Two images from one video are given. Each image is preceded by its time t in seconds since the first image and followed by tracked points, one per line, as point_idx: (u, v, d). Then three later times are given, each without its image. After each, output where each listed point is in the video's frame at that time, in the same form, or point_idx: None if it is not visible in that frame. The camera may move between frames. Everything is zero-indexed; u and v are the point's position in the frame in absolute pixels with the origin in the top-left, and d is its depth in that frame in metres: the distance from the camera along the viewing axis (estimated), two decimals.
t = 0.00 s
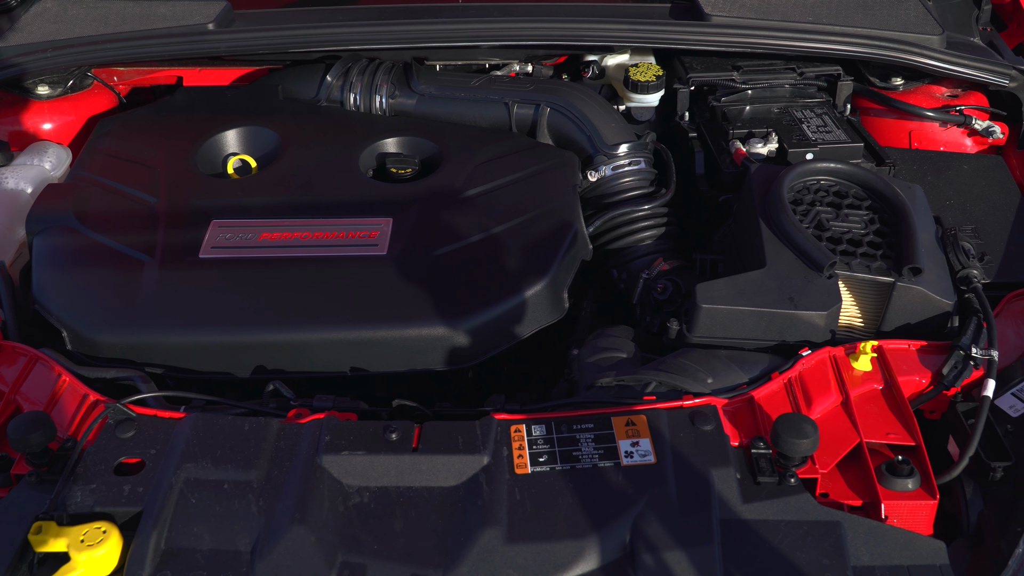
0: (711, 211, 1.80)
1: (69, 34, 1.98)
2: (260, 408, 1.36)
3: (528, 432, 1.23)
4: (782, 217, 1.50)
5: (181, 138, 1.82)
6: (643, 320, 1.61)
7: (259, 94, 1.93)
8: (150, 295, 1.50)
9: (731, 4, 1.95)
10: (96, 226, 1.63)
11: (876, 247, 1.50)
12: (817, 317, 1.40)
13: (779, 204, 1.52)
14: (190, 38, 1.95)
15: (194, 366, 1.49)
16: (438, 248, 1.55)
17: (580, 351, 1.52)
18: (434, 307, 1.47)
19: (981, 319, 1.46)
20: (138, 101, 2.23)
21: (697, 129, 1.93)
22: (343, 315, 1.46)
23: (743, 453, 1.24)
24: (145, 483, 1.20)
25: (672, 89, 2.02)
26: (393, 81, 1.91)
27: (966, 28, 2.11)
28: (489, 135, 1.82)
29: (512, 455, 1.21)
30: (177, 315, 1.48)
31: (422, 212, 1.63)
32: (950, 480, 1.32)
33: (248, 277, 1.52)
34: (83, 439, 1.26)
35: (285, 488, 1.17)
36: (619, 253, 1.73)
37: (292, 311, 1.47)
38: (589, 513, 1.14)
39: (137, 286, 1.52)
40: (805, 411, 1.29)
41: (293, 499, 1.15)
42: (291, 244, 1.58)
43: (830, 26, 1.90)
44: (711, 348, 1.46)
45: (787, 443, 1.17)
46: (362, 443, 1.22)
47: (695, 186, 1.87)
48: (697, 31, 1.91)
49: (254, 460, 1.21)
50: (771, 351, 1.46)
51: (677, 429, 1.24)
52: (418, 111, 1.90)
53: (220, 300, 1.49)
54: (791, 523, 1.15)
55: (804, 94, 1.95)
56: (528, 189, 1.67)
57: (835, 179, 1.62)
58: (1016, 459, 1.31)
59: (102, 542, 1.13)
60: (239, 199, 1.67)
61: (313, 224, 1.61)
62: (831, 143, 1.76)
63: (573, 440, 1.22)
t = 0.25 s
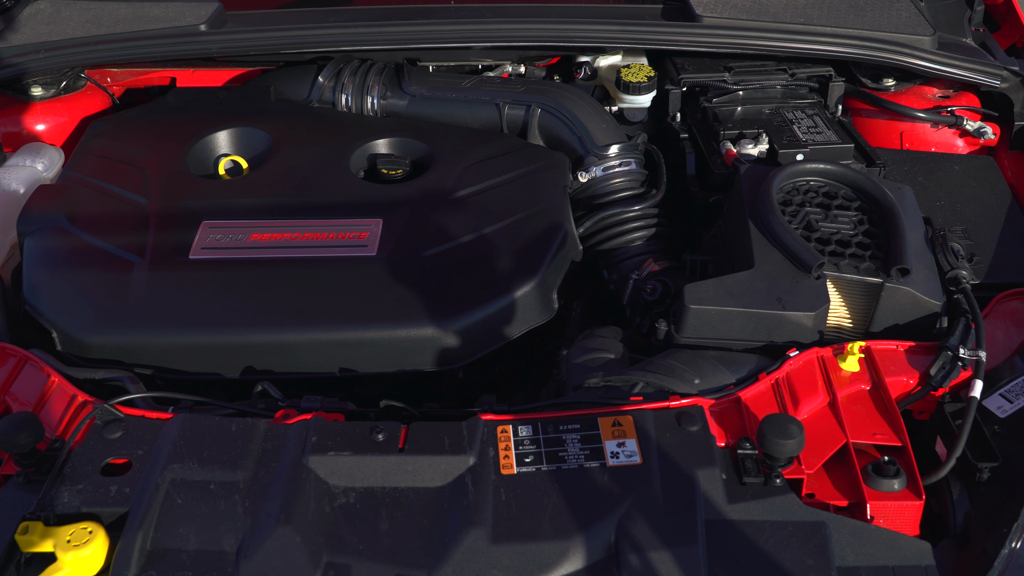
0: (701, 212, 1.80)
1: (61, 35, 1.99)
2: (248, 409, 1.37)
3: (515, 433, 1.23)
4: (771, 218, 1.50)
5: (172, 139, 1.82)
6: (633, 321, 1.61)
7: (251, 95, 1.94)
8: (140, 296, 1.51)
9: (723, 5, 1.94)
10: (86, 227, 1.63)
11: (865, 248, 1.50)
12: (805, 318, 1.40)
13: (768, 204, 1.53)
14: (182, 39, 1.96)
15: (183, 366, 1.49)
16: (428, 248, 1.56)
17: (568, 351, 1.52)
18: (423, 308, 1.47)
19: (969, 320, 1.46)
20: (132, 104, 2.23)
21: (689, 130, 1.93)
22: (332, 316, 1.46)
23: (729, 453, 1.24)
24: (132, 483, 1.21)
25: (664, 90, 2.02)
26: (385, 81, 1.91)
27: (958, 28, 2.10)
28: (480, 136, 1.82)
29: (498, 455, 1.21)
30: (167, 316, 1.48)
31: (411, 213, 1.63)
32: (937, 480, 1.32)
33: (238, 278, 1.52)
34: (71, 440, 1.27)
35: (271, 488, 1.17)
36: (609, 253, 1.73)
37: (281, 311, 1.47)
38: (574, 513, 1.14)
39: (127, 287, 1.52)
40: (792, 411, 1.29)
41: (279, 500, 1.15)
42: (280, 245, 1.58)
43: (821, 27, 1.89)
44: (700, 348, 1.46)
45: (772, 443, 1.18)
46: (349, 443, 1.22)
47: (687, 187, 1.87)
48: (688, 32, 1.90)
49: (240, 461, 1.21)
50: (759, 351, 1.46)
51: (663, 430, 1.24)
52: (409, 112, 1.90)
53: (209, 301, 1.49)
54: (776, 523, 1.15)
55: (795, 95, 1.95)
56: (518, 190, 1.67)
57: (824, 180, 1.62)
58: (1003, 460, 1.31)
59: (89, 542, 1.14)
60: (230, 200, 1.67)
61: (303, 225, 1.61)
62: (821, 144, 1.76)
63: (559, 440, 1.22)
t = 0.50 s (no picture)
0: (691, 213, 1.80)
1: (52, 36, 1.99)
2: (234, 410, 1.37)
3: (500, 435, 1.23)
4: (759, 219, 1.50)
5: (162, 140, 1.82)
6: (621, 322, 1.61)
7: (242, 96, 1.94)
8: (127, 297, 1.51)
9: (713, 7, 1.94)
10: (75, 228, 1.63)
11: (853, 249, 1.50)
12: (792, 320, 1.40)
13: (756, 206, 1.53)
14: (173, 40, 1.96)
15: (171, 368, 1.49)
16: (416, 250, 1.56)
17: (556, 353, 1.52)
18: (410, 309, 1.47)
19: (957, 321, 1.46)
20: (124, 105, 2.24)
21: (679, 132, 1.93)
22: (320, 317, 1.46)
23: (713, 455, 1.24)
24: (116, 485, 1.21)
25: (655, 91, 2.03)
26: (375, 83, 1.92)
27: (950, 29, 2.10)
28: (470, 137, 1.82)
29: (482, 457, 1.21)
30: (154, 317, 1.48)
31: (400, 215, 1.63)
32: (922, 482, 1.32)
33: (225, 279, 1.52)
34: (56, 441, 1.27)
35: (255, 490, 1.17)
36: (599, 255, 1.73)
37: (268, 313, 1.47)
38: (557, 515, 1.14)
39: (114, 288, 1.52)
40: (777, 413, 1.29)
41: (263, 501, 1.15)
42: (268, 246, 1.58)
43: (812, 28, 1.89)
44: (687, 350, 1.46)
45: (757, 445, 1.18)
46: (334, 445, 1.22)
47: (677, 188, 1.87)
48: (678, 33, 1.90)
49: (225, 462, 1.21)
50: (746, 353, 1.46)
51: (649, 431, 1.24)
52: (400, 113, 1.91)
53: (197, 302, 1.49)
54: (759, 525, 1.15)
55: (786, 97, 1.95)
56: (507, 191, 1.67)
57: (813, 181, 1.62)
58: (989, 462, 1.31)
59: (72, 544, 1.13)
60: (219, 201, 1.67)
61: (292, 226, 1.61)
62: (811, 146, 1.76)
63: (544, 442, 1.22)
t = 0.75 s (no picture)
0: (680, 213, 1.80)
1: (41, 36, 1.99)
2: (220, 411, 1.37)
3: (484, 436, 1.23)
4: (746, 220, 1.50)
5: (151, 141, 1.82)
6: (609, 323, 1.61)
7: (232, 96, 1.94)
8: (114, 298, 1.51)
9: (703, 8, 1.94)
10: (63, 228, 1.63)
11: (840, 250, 1.50)
12: (778, 321, 1.40)
13: (743, 207, 1.53)
14: (162, 40, 1.96)
15: (158, 369, 1.49)
16: (403, 250, 1.56)
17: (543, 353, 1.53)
18: (397, 309, 1.47)
19: (944, 322, 1.46)
20: (114, 105, 2.24)
21: (669, 132, 1.93)
22: (306, 318, 1.46)
23: (698, 456, 1.24)
24: (100, 486, 1.21)
25: (645, 92, 2.03)
26: (365, 83, 1.92)
27: (941, 30, 2.10)
28: (459, 138, 1.82)
29: (466, 458, 1.21)
30: (141, 318, 1.48)
31: (388, 215, 1.63)
32: (907, 483, 1.32)
33: (213, 280, 1.52)
34: (41, 440, 1.27)
35: (239, 491, 1.17)
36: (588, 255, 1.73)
37: (255, 314, 1.47)
38: (540, 516, 1.14)
39: (101, 289, 1.52)
40: (762, 414, 1.29)
41: (246, 502, 1.15)
42: (256, 247, 1.58)
43: (802, 29, 1.88)
44: (673, 351, 1.46)
45: (741, 447, 1.18)
46: (318, 446, 1.22)
47: (666, 189, 1.87)
48: (668, 34, 1.89)
49: (209, 463, 1.21)
50: (733, 353, 1.46)
51: (633, 432, 1.24)
52: (389, 114, 1.91)
53: (184, 303, 1.49)
54: (743, 526, 1.15)
55: (776, 97, 1.95)
56: (495, 192, 1.67)
57: (801, 182, 1.62)
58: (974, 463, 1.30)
59: (56, 545, 1.14)
60: (207, 202, 1.67)
61: (280, 227, 1.61)
62: (800, 147, 1.76)
63: (528, 443, 1.22)
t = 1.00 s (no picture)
0: (668, 213, 1.80)
1: (30, 36, 1.99)
2: (205, 411, 1.37)
3: (466, 436, 1.23)
4: (731, 221, 1.50)
5: (139, 140, 1.82)
6: (596, 323, 1.61)
7: (221, 96, 1.94)
8: (100, 298, 1.51)
9: (692, 8, 1.94)
10: (50, 228, 1.63)
11: (826, 250, 1.50)
12: (763, 321, 1.40)
13: (729, 207, 1.53)
14: (151, 41, 1.96)
15: (144, 369, 1.49)
16: (390, 250, 1.56)
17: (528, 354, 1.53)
18: (382, 310, 1.47)
19: (929, 323, 1.46)
20: (104, 106, 2.24)
21: (658, 132, 1.94)
22: (292, 318, 1.46)
23: (680, 456, 1.24)
24: (82, 486, 1.21)
25: (634, 92, 2.03)
26: (353, 83, 1.93)
27: (931, 30, 2.10)
28: (447, 138, 1.83)
29: (449, 458, 1.21)
30: (127, 318, 1.48)
31: (375, 215, 1.63)
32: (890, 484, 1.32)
33: (198, 280, 1.52)
34: (25, 443, 1.28)
35: (221, 491, 1.17)
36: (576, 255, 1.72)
37: (240, 314, 1.47)
38: (521, 516, 1.14)
39: (87, 289, 1.52)
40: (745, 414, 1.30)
41: (228, 502, 1.15)
42: (243, 247, 1.58)
43: (790, 30, 1.88)
44: (658, 351, 1.47)
45: (722, 447, 1.19)
46: (300, 446, 1.22)
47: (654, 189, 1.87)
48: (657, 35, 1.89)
49: (191, 463, 1.21)
50: (718, 354, 1.46)
51: (616, 432, 1.24)
52: (378, 114, 1.91)
53: (169, 303, 1.49)
54: (724, 526, 1.15)
55: (765, 97, 1.95)
56: (482, 192, 1.67)
57: (787, 182, 1.62)
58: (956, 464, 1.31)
59: (38, 544, 1.13)
60: (194, 202, 1.68)
61: (266, 227, 1.61)
62: (787, 147, 1.76)
63: (510, 443, 1.22)
